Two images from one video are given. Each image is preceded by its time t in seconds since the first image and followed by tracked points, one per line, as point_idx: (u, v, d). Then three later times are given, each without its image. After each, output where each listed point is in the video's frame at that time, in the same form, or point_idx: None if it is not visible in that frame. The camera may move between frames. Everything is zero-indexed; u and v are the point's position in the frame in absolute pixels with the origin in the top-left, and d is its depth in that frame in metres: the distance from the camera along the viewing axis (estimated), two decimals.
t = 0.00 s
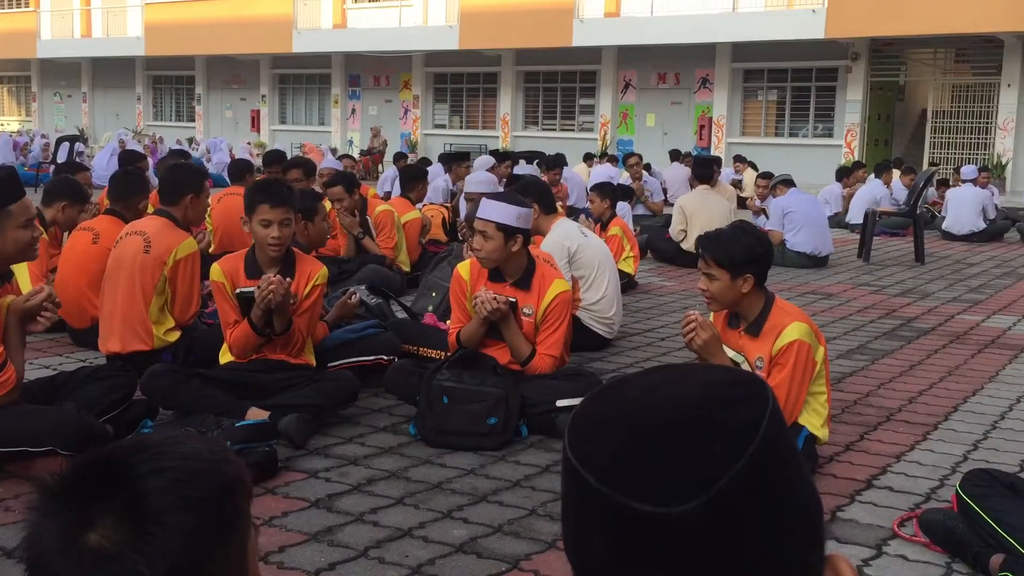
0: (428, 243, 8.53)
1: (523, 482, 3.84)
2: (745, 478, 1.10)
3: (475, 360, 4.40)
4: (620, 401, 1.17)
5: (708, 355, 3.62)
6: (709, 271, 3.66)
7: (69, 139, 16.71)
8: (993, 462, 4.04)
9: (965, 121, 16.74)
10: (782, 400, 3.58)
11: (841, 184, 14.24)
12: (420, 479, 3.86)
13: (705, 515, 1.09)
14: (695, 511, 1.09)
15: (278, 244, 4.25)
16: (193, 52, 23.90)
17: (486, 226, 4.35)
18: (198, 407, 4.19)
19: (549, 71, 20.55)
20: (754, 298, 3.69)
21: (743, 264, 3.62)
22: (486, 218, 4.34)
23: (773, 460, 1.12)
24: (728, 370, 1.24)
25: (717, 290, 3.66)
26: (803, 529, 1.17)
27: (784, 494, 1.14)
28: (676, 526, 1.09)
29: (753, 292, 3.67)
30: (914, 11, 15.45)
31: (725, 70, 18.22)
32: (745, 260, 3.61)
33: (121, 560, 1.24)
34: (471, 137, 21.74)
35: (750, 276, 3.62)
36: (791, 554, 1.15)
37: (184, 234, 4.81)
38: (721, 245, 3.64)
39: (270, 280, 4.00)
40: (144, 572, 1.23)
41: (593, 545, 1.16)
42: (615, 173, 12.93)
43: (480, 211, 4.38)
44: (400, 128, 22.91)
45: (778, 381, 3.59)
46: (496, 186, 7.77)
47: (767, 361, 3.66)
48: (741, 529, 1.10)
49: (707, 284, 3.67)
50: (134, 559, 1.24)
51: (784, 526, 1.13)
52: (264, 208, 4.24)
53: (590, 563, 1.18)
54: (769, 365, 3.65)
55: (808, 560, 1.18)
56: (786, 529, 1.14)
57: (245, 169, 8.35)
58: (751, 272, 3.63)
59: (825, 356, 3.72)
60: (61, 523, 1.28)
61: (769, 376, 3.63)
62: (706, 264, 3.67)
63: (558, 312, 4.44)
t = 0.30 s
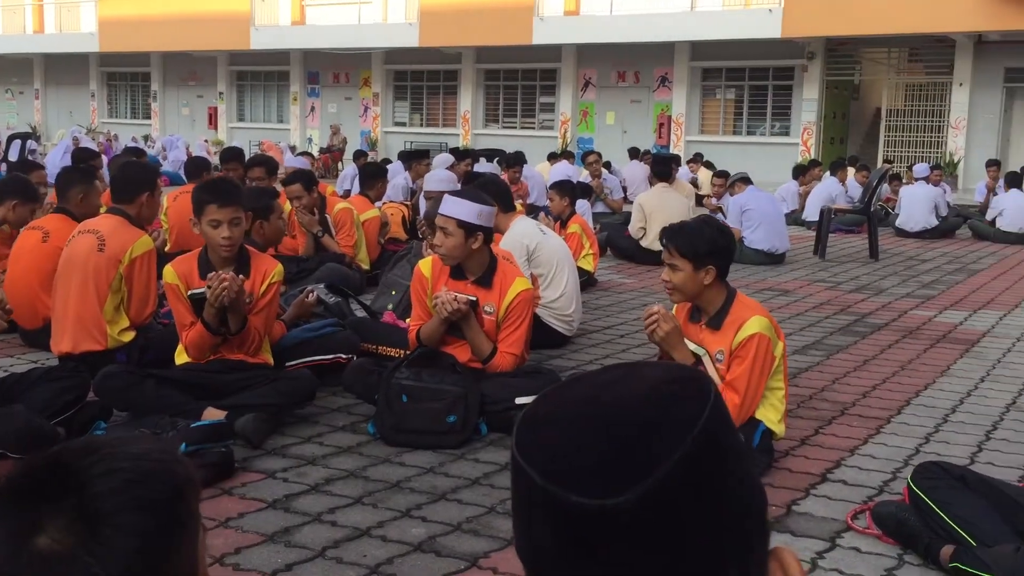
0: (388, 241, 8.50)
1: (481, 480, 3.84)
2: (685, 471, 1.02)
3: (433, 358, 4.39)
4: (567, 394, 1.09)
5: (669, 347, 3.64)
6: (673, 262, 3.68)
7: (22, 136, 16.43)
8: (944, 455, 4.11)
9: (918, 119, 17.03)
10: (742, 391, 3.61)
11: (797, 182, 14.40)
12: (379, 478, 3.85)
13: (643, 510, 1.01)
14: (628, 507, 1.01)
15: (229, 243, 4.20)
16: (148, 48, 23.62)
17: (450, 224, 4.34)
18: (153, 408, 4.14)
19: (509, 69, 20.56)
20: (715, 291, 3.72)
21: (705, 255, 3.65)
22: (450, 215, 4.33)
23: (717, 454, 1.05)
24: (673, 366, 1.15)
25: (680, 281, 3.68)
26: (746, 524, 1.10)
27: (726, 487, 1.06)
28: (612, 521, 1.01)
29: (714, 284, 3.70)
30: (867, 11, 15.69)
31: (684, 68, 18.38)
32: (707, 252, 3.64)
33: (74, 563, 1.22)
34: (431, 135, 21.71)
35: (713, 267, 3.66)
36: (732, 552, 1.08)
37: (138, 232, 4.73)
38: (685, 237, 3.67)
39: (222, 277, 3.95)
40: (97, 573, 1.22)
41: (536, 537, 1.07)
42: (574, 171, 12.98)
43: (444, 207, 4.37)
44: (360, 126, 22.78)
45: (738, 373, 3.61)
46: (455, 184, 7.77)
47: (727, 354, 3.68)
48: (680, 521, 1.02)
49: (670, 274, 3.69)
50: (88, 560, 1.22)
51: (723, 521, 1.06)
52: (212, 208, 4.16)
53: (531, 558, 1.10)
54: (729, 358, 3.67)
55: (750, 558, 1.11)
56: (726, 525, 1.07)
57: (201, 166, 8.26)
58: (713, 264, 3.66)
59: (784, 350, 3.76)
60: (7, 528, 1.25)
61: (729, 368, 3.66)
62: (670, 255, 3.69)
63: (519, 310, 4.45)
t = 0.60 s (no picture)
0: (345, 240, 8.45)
1: (438, 478, 3.82)
2: (629, 461, 1.00)
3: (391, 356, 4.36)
4: (514, 388, 1.07)
5: (629, 337, 3.65)
6: (632, 253, 3.70)
7: None
8: (895, 448, 4.18)
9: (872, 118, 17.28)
10: (699, 382, 3.63)
11: (754, 179, 14.54)
12: (335, 477, 3.82)
13: (585, 502, 0.99)
14: (575, 495, 0.99)
15: (180, 242, 4.14)
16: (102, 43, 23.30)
17: (410, 222, 4.32)
18: (105, 408, 4.08)
19: (469, 66, 20.54)
20: (672, 283, 3.74)
21: (663, 246, 3.67)
22: (409, 212, 4.31)
23: (661, 445, 1.03)
24: (626, 361, 1.14)
25: (638, 272, 3.69)
26: (690, 516, 1.08)
27: (672, 481, 1.04)
28: (557, 509, 0.99)
29: (671, 277, 3.72)
30: (821, 11, 15.91)
31: (642, 67, 18.50)
32: (666, 243, 3.66)
33: (6, 563, 1.19)
34: (391, 133, 21.64)
35: (670, 258, 3.68)
36: (676, 543, 1.06)
37: (89, 229, 4.65)
38: (644, 229, 3.69)
39: (178, 275, 3.90)
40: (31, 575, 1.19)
41: (483, 528, 1.05)
42: (533, 169, 13.01)
43: (403, 204, 4.34)
44: (319, 123, 22.63)
45: (695, 365, 3.62)
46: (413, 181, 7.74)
47: (684, 346, 3.70)
48: (620, 514, 1.00)
49: (629, 265, 3.70)
50: (21, 561, 1.19)
51: (667, 514, 1.04)
52: (159, 207, 4.11)
53: (477, 551, 1.08)
54: (686, 349, 3.68)
55: (695, 549, 1.09)
56: (672, 515, 1.05)
57: (155, 162, 8.13)
58: (670, 255, 3.68)
59: (740, 345, 3.77)
60: None
61: (687, 359, 3.67)
62: (630, 245, 3.71)
63: (478, 308, 4.45)
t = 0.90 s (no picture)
0: (302, 236, 8.38)
1: (395, 476, 3.81)
2: (579, 454, 1.01)
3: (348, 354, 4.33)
4: (462, 385, 1.06)
5: (585, 328, 3.71)
6: (582, 246, 3.74)
7: None
8: (847, 439, 4.24)
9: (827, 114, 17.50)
10: (654, 370, 3.65)
11: (710, 175, 14.66)
12: (292, 475, 3.79)
13: (533, 496, 0.99)
14: (524, 488, 0.99)
15: (125, 239, 4.06)
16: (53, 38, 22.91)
17: (364, 220, 4.29)
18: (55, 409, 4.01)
19: (427, 62, 20.47)
20: (625, 274, 3.76)
21: (612, 237, 3.71)
22: (363, 210, 4.28)
23: (608, 437, 1.03)
24: (573, 356, 1.14)
25: (590, 265, 3.73)
26: (639, 506, 1.08)
27: (620, 477, 1.05)
28: (507, 503, 0.99)
29: (623, 267, 3.75)
30: (776, 9, 16.10)
31: (600, 63, 18.56)
32: (615, 234, 3.70)
33: None
34: (349, 129, 21.50)
35: (620, 249, 3.71)
36: (626, 534, 1.06)
37: (39, 227, 4.57)
38: (595, 222, 3.73)
39: (123, 276, 3.83)
40: None
41: (430, 526, 1.05)
42: (493, 166, 13.02)
43: (358, 202, 4.32)
44: (275, 119, 22.42)
45: (650, 353, 3.65)
46: (370, 177, 7.68)
47: (639, 336, 3.72)
48: (568, 507, 1.00)
49: (581, 259, 3.73)
50: None
51: (618, 507, 1.04)
52: (100, 205, 4.03)
53: (424, 550, 1.07)
54: (642, 339, 3.70)
55: (644, 542, 1.09)
56: (620, 507, 1.05)
57: (108, 158, 8.01)
58: (620, 245, 3.71)
59: (694, 334, 3.82)
60: None
61: (642, 349, 3.69)
62: (580, 239, 3.75)
63: (435, 304, 4.43)
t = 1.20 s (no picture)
0: (260, 234, 8.30)
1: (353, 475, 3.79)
2: (521, 445, 1.01)
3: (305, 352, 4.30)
4: (406, 382, 1.06)
5: (533, 316, 3.77)
6: (525, 241, 3.76)
7: None
8: (802, 431, 4.29)
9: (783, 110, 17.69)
10: (600, 351, 3.65)
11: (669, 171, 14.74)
12: (248, 476, 3.75)
13: (473, 491, 0.99)
14: (465, 480, 0.99)
15: (69, 233, 3.98)
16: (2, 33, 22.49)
17: (317, 219, 4.26)
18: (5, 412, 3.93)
19: (386, 58, 20.36)
20: (570, 264, 3.79)
21: (553, 228, 3.74)
22: (316, 207, 4.25)
23: (551, 431, 1.03)
24: (520, 351, 1.14)
25: (535, 259, 3.75)
26: (580, 495, 1.08)
27: (562, 472, 1.04)
28: (446, 497, 0.99)
29: (566, 257, 3.78)
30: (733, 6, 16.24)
31: (560, 59, 18.59)
32: (556, 225, 3.73)
33: None
34: (307, 125, 21.31)
35: (561, 239, 3.74)
36: (567, 521, 1.06)
37: None
38: (536, 215, 3.76)
39: (65, 272, 3.76)
40: None
41: (373, 525, 1.05)
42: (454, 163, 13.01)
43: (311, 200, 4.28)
44: (233, 115, 22.19)
45: (597, 336, 3.65)
46: (328, 175, 7.61)
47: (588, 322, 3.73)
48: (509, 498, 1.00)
49: (525, 254, 3.76)
50: None
51: (557, 499, 1.04)
52: (42, 199, 3.94)
53: (368, 543, 1.07)
54: (589, 325, 3.71)
55: (587, 532, 1.09)
56: (564, 499, 1.05)
57: (59, 155, 7.87)
58: (561, 236, 3.74)
59: (643, 320, 3.83)
60: None
61: (589, 334, 3.69)
62: (522, 235, 3.77)
63: (393, 301, 4.42)
